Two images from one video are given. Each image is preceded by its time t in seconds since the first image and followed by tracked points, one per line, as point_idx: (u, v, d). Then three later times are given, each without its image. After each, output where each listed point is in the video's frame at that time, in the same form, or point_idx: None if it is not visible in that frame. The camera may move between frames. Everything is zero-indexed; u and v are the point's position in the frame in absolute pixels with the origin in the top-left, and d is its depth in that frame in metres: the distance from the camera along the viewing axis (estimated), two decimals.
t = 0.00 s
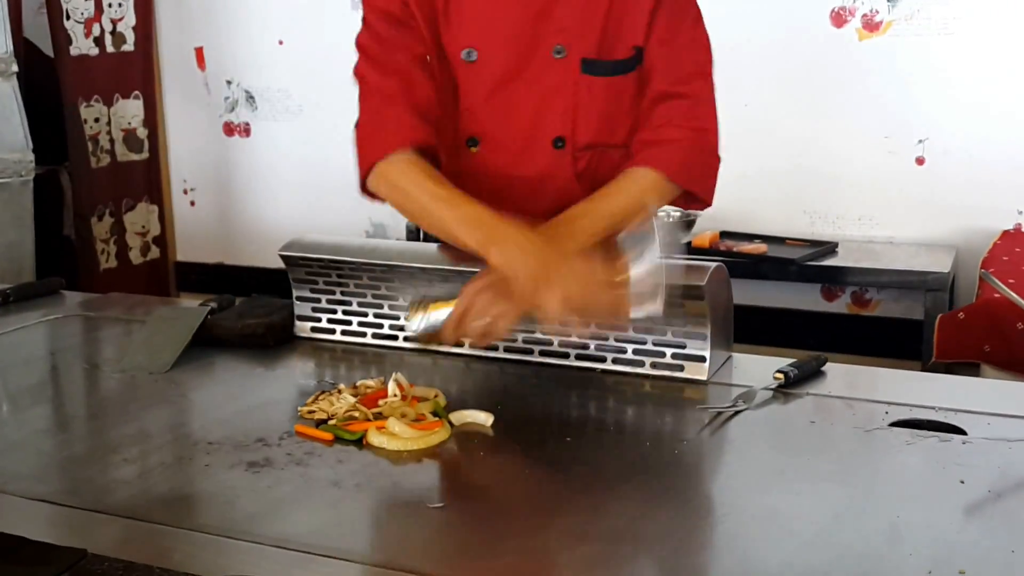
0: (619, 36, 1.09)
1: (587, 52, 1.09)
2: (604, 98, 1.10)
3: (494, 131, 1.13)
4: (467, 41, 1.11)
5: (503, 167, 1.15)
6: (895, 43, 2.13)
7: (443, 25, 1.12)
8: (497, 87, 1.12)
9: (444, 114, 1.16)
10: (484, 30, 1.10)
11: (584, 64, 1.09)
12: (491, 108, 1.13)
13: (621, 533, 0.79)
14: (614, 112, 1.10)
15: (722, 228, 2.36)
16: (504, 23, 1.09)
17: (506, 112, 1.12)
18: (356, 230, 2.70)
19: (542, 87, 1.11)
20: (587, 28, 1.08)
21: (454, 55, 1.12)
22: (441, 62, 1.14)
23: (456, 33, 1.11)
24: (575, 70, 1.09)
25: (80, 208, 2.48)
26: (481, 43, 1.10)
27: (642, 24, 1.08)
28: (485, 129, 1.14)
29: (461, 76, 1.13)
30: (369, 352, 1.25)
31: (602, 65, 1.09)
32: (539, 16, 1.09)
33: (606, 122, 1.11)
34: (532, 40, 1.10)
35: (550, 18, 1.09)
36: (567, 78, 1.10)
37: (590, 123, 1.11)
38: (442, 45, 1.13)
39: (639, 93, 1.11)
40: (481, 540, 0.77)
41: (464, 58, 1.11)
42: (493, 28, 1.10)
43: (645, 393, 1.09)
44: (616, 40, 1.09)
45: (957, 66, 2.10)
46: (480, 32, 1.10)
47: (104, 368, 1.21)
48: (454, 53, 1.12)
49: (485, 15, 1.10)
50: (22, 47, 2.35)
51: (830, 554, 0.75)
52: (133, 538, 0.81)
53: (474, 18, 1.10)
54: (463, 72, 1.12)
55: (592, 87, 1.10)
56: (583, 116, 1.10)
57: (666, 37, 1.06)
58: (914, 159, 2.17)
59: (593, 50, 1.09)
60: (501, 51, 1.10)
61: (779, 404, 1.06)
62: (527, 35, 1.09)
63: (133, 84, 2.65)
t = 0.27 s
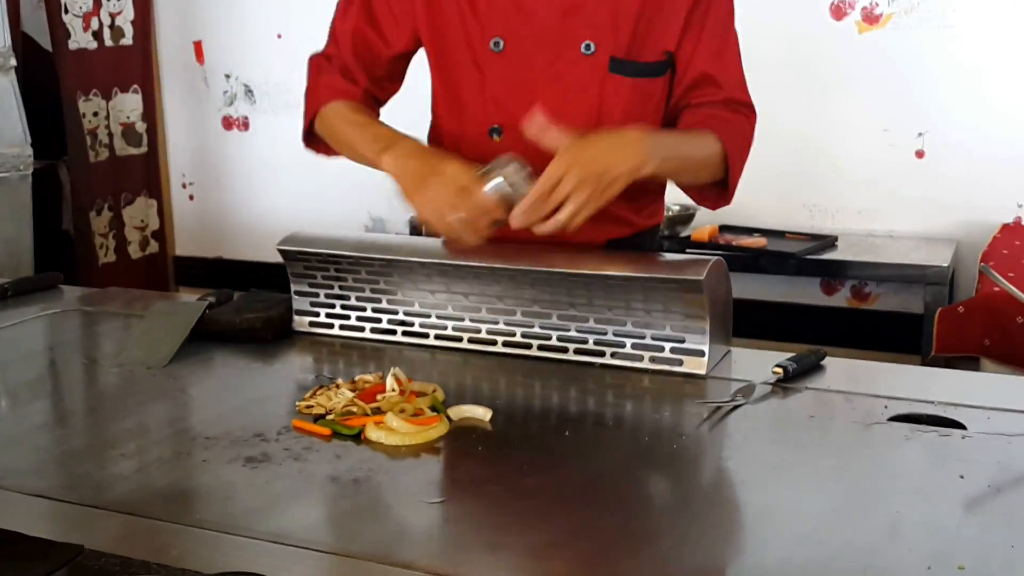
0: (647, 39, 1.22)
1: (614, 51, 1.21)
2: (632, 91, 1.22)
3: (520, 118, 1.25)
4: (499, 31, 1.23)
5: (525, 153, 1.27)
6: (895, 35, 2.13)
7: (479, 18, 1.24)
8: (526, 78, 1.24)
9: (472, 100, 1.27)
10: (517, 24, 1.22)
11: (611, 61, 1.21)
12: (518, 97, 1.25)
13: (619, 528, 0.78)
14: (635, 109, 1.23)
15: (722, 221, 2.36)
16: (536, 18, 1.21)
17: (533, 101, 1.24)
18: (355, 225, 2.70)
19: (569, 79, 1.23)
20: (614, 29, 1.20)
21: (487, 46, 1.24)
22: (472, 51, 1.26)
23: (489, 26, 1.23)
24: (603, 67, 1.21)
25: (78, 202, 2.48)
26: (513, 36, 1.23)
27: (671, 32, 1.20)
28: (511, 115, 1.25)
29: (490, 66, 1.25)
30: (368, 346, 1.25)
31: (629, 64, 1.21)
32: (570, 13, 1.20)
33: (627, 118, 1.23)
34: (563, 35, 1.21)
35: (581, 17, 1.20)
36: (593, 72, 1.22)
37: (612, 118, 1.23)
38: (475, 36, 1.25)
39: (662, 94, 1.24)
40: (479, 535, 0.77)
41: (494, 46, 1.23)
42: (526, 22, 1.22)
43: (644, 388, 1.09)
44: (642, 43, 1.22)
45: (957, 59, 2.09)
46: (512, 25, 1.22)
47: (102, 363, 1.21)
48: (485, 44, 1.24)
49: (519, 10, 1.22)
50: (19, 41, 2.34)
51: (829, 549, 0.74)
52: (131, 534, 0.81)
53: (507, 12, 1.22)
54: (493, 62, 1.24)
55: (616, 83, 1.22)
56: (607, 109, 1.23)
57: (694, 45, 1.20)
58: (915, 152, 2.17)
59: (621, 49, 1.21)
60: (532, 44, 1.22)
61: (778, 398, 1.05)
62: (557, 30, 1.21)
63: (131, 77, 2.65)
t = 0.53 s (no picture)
0: (659, 51, 1.24)
1: (627, 61, 1.23)
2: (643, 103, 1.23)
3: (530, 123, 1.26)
4: (513, 38, 1.26)
5: (534, 160, 1.27)
6: (894, 42, 2.13)
7: (494, 25, 1.27)
8: (539, 84, 1.26)
9: (482, 106, 1.29)
10: (531, 30, 1.25)
11: (623, 70, 1.23)
12: (529, 102, 1.27)
13: (619, 534, 0.79)
14: (645, 121, 1.24)
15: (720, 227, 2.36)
16: (551, 26, 1.24)
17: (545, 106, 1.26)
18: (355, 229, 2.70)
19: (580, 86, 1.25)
20: (628, 38, 1.22)
21: (500, 52, 1.27)
22: (484, 57, 1.29)
23: (504, 31, 1.26)
24: (615, 75, 1.23)
25: (76, 205, 2.48)
26: (527, 42, 1.26)
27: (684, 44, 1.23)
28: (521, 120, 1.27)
29: (503, 71, 1.27)
30: (367, 351, 1.25)
31: (641, 75, 1.23)
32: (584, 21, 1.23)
33: (637, 129, 1.24)
34: (576, 43, 1.24)
35: (596, 26, 1.23)
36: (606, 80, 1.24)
37: (622, 128, 1.24)
38: (489, 43, 1.28)
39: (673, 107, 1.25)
40: (479, 540, 0.77)
41: (507, 52, 1.26)
42: (540, 28, 1.25)
43: (643, 393, 1.09)
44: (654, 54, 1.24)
45: (955, 66, 2.10)
46: (527, 32, 1.25)
47: (101, 367, 1.21)
48: (499, 50, 1.27)
49: (534, 17, 1.25)
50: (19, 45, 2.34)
51: (827, 554, 0.75)
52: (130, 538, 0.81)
53: (521, 19, 1.25)
54: (506, 67, 1.27)
55: (628, 91, 1.23)
56: (618, 118, 1.24)
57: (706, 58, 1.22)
58: (912, 159, 2.17)
59: (633, 58, 1.23)
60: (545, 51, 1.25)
61: (777, 404, 1.06)
62: (570, 38, 1.24)
63: (130, 81, 2.65)
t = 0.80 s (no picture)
0: (657, 72, 1.25)
1: (633, 84, 1.22)
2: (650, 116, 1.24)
3: (540, 152, 1.23)
4: (519, 65, 1.21)
5: (543, 187, 1.24)
6: (892, 56, 2.15)
7: (499, 52, 1.21)
8: (546, 112, 1.22)
9: (487, 135, 1.24)
10: (539, 57, 1.20)
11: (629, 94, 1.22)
12: (538, 131, 1.22)
13: (617, 545, 0.79)
14: (648, 137, 1.25)
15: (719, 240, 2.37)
16: (558, 54, 1.20)
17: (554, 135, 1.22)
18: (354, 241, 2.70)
19: (591, 114, 1.21)
20: (633, 63, 1.21)
21: (505, 79, 1.22)
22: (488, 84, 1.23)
23: (510, 59, 1.21)
24: (623, 100, 1.21)
25: (76, 215, 2.48)
26: (534, 69, 1.21)
27: (683, 59, 1.25)
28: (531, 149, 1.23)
29: (510, 100, 1.22)
30: (366, 361, 1.25)
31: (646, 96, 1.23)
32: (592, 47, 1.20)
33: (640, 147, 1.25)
34: (584, 71, 1.20)
35: (604, 51, 1.20)
36: (615, 107, 1.21)
37: (628, 149, 1.25)
38: (493, 69, 1.22)
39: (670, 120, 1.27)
40: (478, 551, 0.78)
41: (514, 80, 1.21)
42: (547, 56, 1.20)
43: (642, 405, 1.09)
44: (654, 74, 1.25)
45: (952, 80, 2.11)
46: (534, 59, 1.20)
47: (101, 377, 1.21)
48: (505, 78, 1.22)
49: (540, 44, 1.20)
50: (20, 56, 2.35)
51: (826, 566, 0.75)
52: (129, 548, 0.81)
53: (529, 45, 1.20)
54: (514, 95, 1.22)
55: (635, 115, 1.23)
56: (624, 139, 1.24)
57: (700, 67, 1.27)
58: (910, 172, 2.18)
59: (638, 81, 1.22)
60: (552, 78, 1.21)
61: (774, 415, 1.06)
62: (579, 65, 1.20)
63: (131, 92, 2.66)
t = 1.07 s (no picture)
0: (667, 104, 1.27)
1: (646, 116, 1.24)
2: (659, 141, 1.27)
3: (558, 191, 1.25)
4: (536, 108, 1.23)
5: (563, 223, 1.27)
6: (889, 66, 2.15)
7: (514, 97, 1.23)
8: (563, 153, 1.24)
9: (506, 177, 1.26)
10: (553, 98, 1.23)
11: (643, 127, 1.24)
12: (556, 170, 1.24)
13: (613, 553, 0.79)
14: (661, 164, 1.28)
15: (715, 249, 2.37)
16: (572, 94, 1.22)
17: (575, 173, 1.24)
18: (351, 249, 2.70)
19: (607, 151, 1.23)
20: (645, 96, 1.23)
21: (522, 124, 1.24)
22: (504, 129, 1.25)
23: (525, 102, 1.23)
24: (637, 133, 1.24)
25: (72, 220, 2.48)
26: (549, 111, 1.23)
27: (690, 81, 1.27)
28: (550, 188, 1.25)
29: (528, 143, 1.24)
30: (363, 368, 1.25)
31: (658, 127, 1.26)
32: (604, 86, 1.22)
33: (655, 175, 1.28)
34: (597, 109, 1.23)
35: (615, 88, 1.23)
36: (630, 141, 1.24)
37: (643, 180, 1.27)
38: (509, 114, 1.24)
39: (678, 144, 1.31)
40: (476, 558, 0.78)
41: (532, 124, 1.23)
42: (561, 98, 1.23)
43: (639, 413, 1.10)
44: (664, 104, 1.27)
45: (948, 90, 2.12)
46: (548, 101, 1.23)
47: (97, 383, 1.21)
48: (521, 122, 1.23)
49: (554, 87, 1.22)
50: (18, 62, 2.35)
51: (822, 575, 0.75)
52: (125, 555, 0.80)
53: (542, 89, 1.22)
54: (531, 139, 1.24)
55: (648, 146, 1.25)
56: (641, 171, 1.26)
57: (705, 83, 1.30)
58: (906, 182, 2.19)
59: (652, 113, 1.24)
60: (568, 118, 1.23)
61: (771, 424, 1.06)
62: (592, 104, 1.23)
63: (129, 99, 2.66)
